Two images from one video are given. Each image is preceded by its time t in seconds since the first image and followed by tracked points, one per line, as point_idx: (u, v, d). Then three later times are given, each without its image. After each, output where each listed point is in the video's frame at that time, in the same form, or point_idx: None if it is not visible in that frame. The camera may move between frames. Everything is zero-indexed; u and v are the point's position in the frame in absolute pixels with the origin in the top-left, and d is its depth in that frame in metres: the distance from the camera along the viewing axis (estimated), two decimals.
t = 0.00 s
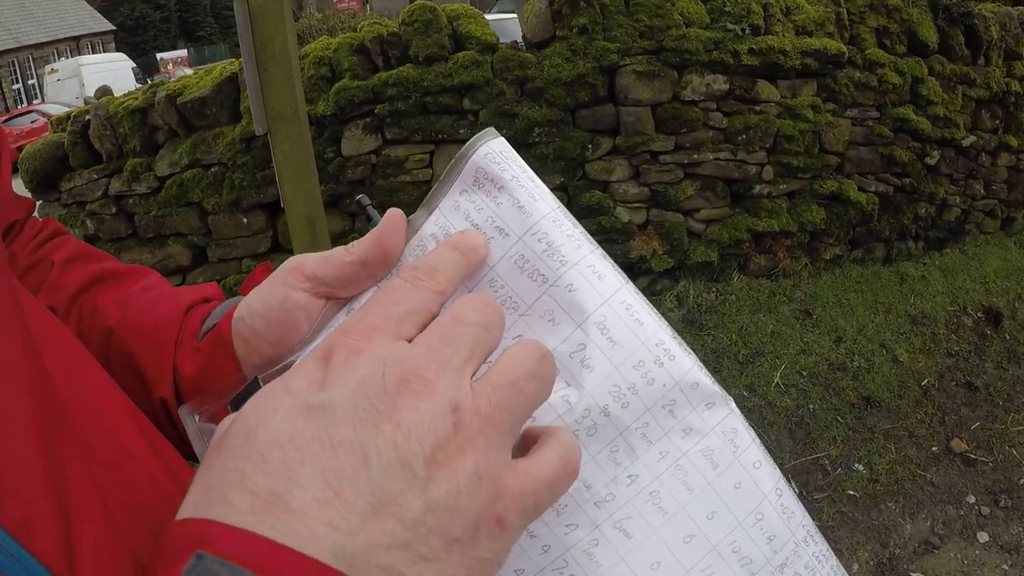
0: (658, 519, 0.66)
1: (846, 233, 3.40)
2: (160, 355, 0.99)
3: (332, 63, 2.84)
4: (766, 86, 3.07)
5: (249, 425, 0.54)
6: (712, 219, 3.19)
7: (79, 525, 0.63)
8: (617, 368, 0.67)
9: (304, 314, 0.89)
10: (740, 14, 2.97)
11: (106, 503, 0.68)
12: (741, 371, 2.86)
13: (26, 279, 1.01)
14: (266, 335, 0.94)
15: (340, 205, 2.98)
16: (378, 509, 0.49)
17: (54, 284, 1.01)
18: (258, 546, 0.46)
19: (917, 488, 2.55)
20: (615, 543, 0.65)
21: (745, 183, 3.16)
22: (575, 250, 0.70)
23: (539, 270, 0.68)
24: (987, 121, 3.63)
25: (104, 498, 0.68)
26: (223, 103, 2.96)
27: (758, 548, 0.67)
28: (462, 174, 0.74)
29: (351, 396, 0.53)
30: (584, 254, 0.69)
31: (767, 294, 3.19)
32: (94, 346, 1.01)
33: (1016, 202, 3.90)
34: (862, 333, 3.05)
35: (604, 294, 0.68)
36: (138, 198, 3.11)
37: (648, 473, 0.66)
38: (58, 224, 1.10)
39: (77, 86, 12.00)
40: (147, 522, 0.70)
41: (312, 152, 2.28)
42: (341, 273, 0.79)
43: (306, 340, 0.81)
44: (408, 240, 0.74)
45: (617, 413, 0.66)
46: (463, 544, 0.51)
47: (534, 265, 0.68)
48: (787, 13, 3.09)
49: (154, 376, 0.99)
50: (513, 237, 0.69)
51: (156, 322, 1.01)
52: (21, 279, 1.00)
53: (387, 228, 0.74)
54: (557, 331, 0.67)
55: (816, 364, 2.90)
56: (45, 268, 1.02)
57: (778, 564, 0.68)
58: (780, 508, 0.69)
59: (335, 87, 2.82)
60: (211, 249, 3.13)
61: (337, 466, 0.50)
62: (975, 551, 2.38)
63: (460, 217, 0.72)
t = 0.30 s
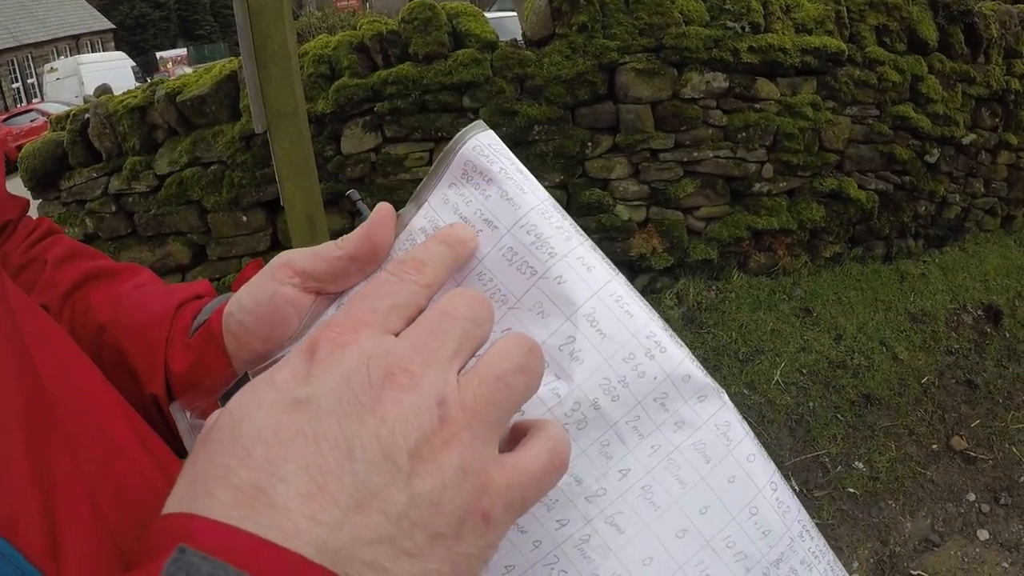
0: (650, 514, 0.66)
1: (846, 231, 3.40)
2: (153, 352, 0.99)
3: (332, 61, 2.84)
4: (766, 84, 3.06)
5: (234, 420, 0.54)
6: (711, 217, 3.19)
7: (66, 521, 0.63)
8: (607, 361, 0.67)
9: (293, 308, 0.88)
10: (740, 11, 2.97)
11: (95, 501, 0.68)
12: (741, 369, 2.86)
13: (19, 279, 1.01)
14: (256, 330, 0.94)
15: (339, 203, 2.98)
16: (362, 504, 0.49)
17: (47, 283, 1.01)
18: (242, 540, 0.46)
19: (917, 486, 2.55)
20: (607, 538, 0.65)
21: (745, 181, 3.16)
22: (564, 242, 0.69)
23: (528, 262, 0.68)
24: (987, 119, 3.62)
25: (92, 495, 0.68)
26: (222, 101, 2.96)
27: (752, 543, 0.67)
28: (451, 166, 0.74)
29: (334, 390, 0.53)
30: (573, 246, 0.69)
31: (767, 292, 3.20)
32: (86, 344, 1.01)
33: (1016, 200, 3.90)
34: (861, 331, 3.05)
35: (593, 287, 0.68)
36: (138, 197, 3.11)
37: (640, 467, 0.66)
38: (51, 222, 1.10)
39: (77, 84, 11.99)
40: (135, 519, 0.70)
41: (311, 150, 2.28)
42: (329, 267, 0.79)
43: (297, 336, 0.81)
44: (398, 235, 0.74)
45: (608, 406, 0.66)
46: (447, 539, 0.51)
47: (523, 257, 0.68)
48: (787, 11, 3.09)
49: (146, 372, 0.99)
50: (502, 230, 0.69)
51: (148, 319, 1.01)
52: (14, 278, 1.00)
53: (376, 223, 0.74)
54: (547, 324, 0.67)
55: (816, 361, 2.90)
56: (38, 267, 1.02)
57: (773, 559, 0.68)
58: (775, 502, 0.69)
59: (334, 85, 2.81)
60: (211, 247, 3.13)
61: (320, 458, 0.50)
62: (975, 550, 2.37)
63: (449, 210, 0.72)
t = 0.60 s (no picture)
0: (651, 517, 0.66)
1: (846, 229, 3.40)
2: (153, 355, 0.99)
3: (331, 61, 2.84)
4: (766, 82, 3.06)
5: (237, 425, 0.54)
6: (711, 215, 3.19)
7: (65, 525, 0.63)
8: (607, 363, 0.67)
9: (294, 313, 0.90)
10: (739, 9, 2.96)
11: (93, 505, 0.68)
12: (742, 367, 2.86)
13: (20, 282, 1.01)
14: (257, 334, 0.95)
15: (340, 203, 2.98)
16: (365, 510, 0.50)
17: (48, 286, 1.01)
18: (246, 546, 0.47)
19: (918, 484, 2.55)
20: (608, 541, 0.65)
21: (745, 178, 3.16)
22: (564, 246, 0.69)
23: (528, 266, 0.68)
24: (987, 116, 3.62)
25: (91, 500, 0.68)
26: (222, 102, 2.96)
27: (752, 546, 0.67)
28: (451, 170, 0.74)
29: (337, 395, 0.54)
30: (573, 250, 0.69)
31: (767, 290, 3.20)
32: (87, 347, 1.01)
33: (1015, 197, 3.89)
34: (862, 329, 3.05)
35: (593, 290, 0.68)
36: (138, 198, 3.11)
37: (641, 470, 0.66)
38: (52, 226, 1.10)
39: (76, 85, 11.98)
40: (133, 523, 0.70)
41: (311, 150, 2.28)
42: (330, 271, 0.79)
43: (297, 339, 0.81)
44: (398, 238, 0.75)
45: (608, 409, 0.66)
46: (449, 544, 0.51)
47: (523, 261, 0.68)
48: (786, 9, 3.08)
49: (147, 375, 0.99)
50: (502, 234, 0.69)
51: (149, 323, 1.01)
52: (15, 281, 1.00)
53: (376, 227, 0.74)
54: (547, 327, 0.67)
55: (816, 359, 2.90)
56: (39, 270, 1.02)
57: (773, 561, 0.68)
58: (775, 505, 0.69)
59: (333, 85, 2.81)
60: (211, 248, 3.13)
61: (322, 464, 0.51)
62: (975, 547, 2.38)
63: (449, 214, 0.72)
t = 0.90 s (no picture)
0: (651, 486, 0.65)
1: (848, 227, 3.40)
2: (160, 345, 0.99)
3: (332, 60, 2.83)
4: (767, 80, 3.06)
5: (277, 480, 0.54)
6: (713, 213, 3.19)
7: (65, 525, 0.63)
8: (607, 339, 0.67)
9: (303, 298, 0.94)
10: (740, 7, 2.96)
11: (98, 503, 0.68)
12: (743, 365, 2.86)
13: (23, 279, 1.01)
14: (267, 318, 0.97)
15: (341, 203, 2.98)
16: None
17: (51, 281, 1.01)
18: None
19: (920, 482, 2.54)
20: (611, 510, 0.65)
21: (747, 177, 3.16)
22: (563, 226, 0.71)
23: (529, 247, 0.70)
24: (988, 114, 3.61)
25: (96, 497, 0.68)
26: (222, 101, 2.96)
27: (753, 514, 0.65)
28: (452, 158, 0.76)
29: (395, 466, 0.53)
30: (573, 231, 0.70)
31: (768, 289, 3.20)
32: (92, 340, 1.01)
33: (1016, 195, 3.89)
34: (863, 327, 3.05)
35: (592, 268, 0.69)
36: (138, 197, 3.11)
37: (641, 442, 0.66)
38: (53, 222, 1.09)
39: (77, 85, 11.98)
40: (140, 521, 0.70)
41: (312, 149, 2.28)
42: (337, 257, 0.83)
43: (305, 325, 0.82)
44: (403, 225, 0.79)
45: (608, 382, 0.66)
46: None
47: (524, 242, 0.70)
48: (787, 7, 3.08)
49: (155, 364, 0.99)
50: (504, 218, 0.72)
51: (154, 315, 1.01)
52: (17, 279, 1.00)
53: (382, 215, 0.79)
54: (548, 305, 0.68)
55: (817, 357, 2.90)
56: (42, 267, 1.02)
57: (774, 529, 0.66)
58: (774, 473, 0.67)
59: (334, 84, 2.81)
60: (212, 247, 3.13)
61: (372, 542, 0.51)
62: (977, 545, 2.36)
63: (452, 200, 0.75)
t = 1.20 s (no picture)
0: (648, 489, 0.65)
1: (848, 227, 3.40)
2: (165, 345, 1.00)
3: (332, 60, 2.84)
4: (767, 80, 3.06)
5: (275, 486, 0.54)
6: (713, 213, 3.19)
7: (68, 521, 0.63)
8: (603, 341, 0.67)
9: (304, 301, 0.96)
10: (740, 7, 2.96)
11: (99, 502, 0.68)
12: (743, 365, 2.86)
13: (25, 280, 1.00)
14: (267, 320, 0.98)
15: (341, 203, 2.99)
16: None
17: (54, 283, 1.01)
18: None
19: (920, 482, 2.54)
20: (607, 513, 0.65)
21: (747, 176, 3.16)
22: (559, 229, 0.71)
23: (525, 249, 0.70)
24: (988, 114, 3.61)
25: (97, 496, 0.68)
26: (223, 101, 2.96)
27: (750, 518, 0.65)
28: (450, 161, 0.77)
29: (389, 470, 0.53)
30: (568, 233, 0.70)
31: (768, 288, 3.20)
32: (96, 341, 1.01)
33: (1017, 195, 3.88)
34: (864, 327, 3.05)
35: (587, 270, 0.69)
36: (138, 197, 3.11)
37: (638, 444, 0.66)
38: (55, 224, 1.10)
39: (77, 85, 11.98)
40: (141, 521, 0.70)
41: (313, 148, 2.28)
42: (339, 261, 0.85)
43: (306, 327, 0.82)
44: (402, 227, 0.80)
45: (604, 384, 0.66)
46: None
47: (520, 244, 0.70)
48: (787, 7, 3.08)
49: (159, 364, 0.99)
50: (500, 220, 0.72)
51: (158, 316, 1.02)
52: (20, 280, 1.00)
53: (382, 218, 0.80)
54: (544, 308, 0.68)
55: (817, 357, 2.90)
56: (46, 267, 1.02)
57: (772, 533, 0.66)
58: (771, 477, 0.67)
59: (334, 84, 2.82)
60: (212, 247, 3.13)
61: (367, 546, 0.51)
62: (977, 545, 2.36)
63: (449, 203, 0.76)
